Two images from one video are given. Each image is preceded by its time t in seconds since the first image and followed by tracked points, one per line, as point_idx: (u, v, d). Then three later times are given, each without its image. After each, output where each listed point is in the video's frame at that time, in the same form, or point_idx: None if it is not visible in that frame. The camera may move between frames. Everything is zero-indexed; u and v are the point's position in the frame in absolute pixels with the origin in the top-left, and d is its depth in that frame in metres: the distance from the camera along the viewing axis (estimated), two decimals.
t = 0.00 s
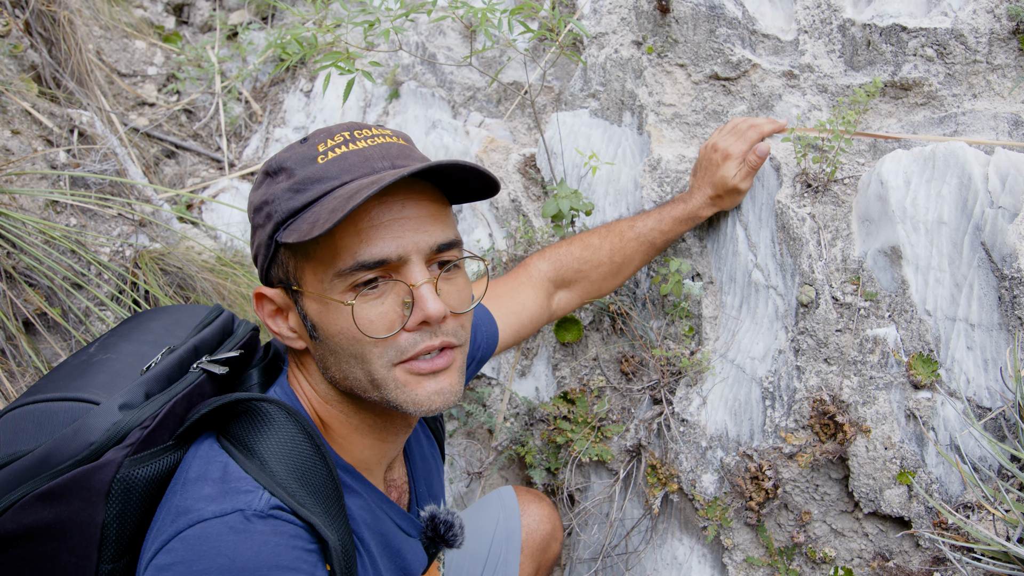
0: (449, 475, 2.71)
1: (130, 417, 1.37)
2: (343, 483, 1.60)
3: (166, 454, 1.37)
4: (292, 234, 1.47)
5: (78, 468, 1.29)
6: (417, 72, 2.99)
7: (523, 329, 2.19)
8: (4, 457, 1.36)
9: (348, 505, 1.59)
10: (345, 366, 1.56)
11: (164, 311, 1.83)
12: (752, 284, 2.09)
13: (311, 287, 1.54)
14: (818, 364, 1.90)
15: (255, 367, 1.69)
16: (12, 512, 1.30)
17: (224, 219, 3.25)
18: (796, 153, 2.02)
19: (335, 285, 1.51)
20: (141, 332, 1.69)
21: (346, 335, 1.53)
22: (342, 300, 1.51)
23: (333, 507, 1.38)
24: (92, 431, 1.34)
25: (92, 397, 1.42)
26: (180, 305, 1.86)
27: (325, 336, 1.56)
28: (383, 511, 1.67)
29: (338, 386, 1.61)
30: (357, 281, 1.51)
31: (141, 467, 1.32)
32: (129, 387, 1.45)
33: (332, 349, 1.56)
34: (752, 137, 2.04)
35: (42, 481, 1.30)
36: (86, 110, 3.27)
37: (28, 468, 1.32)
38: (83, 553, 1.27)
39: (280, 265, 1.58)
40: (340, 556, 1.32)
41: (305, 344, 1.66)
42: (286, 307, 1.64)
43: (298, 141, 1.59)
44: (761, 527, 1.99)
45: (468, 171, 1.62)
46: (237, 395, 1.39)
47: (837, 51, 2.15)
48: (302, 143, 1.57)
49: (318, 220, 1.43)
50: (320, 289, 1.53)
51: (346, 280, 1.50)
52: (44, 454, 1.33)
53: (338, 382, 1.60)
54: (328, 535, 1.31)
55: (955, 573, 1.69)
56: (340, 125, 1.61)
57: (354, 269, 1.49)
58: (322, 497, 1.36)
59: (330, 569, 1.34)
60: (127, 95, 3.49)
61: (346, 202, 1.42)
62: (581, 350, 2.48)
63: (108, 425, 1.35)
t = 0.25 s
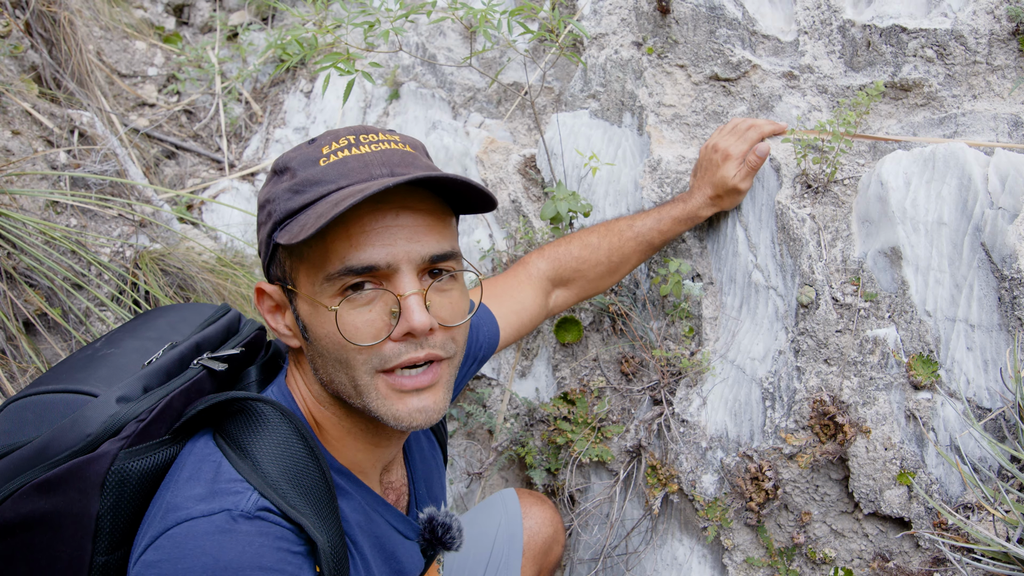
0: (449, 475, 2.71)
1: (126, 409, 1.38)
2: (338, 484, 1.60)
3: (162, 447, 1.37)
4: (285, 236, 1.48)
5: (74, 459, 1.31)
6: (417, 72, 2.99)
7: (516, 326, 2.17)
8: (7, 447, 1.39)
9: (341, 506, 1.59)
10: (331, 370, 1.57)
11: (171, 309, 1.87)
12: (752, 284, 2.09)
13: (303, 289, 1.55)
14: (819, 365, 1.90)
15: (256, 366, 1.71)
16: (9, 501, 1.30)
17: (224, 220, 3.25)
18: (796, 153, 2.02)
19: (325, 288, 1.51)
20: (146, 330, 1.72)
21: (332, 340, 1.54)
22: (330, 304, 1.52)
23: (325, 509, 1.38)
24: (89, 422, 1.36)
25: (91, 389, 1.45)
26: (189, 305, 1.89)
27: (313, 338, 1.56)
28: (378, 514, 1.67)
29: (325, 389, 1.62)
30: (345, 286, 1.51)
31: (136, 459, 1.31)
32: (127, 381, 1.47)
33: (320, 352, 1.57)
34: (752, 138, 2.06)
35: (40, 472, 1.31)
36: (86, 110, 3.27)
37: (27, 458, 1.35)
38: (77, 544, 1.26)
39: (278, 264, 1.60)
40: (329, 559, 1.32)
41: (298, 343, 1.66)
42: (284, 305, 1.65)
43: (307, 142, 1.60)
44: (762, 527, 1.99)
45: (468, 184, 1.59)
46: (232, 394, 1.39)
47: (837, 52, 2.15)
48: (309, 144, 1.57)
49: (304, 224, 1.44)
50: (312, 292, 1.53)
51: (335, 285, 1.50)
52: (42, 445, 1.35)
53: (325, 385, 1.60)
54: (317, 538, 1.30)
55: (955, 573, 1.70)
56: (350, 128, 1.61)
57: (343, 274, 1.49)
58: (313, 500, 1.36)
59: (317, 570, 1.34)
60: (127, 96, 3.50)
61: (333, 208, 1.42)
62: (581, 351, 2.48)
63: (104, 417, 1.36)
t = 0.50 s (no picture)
0: (450, 474, 2.71)
1: (120, 415, 1.37)
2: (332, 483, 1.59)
3: (156, 454, 1.38)
4: (370, 239, 1.35)
5: (67, 467, 1.30)
6: (418, 72, 2.99)
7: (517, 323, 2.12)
8: None
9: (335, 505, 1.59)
10: (395, 370, 1.48)
11: (167, 309, 1.83)
12: (753, 283, 2.08)
13: (367, 290, 1.40)
14: (820, 364, 1.90)
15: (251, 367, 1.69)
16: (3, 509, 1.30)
17: (225, 219, 3.25)
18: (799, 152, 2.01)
19: (399, 288, 1.40)
20: (139, 331, 1.70)
21: (408, 342, 1.44)
22: (405, 305, 1.41)
23: (320, 513, 1.37)
24: (82, 429, 1.34)
25: (83, 395, 1.43)
26: (182, 304, 1.86)
27: (373, 339, 1.44)
28: (375, 512, 1.66)
29: (373, 390, 1.52)
30: (423, 286, 1.42)
31: (129, 465, 1.32)
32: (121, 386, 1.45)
33: (381, 354, 1.46)
34: (754, 136, 2.04)
35: (34, 479, 1.31)
36: (87, 109, 3.27)
37: (21, 464, 1.33)
38: (73, 551, 1.28)
39: (323, 263, 1.38)
40: (324, 564, 1.31)
41: (331, 348, 1.48)
42: (319, 310, 1.44)
43: (334, 138, 1.47)
44: (763, 527, 1.99)
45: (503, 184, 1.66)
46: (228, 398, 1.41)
47: (838, 51, 2.15)
48: (342, 140, 1.44)
49: (440, 225, 1.36)
50: (380, 293, 1.40)
51: (416, 284, 1.40)
52: (35, 452, 1.34)
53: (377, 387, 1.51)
54: (313, 541, 1.30)
55: (956, 572, 1.70)
56: (375, 127, 1.52)
57: (427, 274, 1.40)
58: (307, 503, 1.36)
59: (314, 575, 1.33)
60: (128, 95, 3.50)
61: (458, 208, 1.38)
62: (582, 350, 2.47)
63: (97, 424, 1.35)
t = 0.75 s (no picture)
0: (450, 474, 2.72)
1: (104, 432, 1.37)
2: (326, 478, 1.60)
3: (145, 466, 1.39)
4: (468, 238, 1.50)
5: (54, 487, 1.30)
6: (418, 72, 2.99)
7: (515, 319, 2.18)
8: None
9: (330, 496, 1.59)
10: (445, 354, 1.65)
11: (134, 315, 1.81)
12: (753, 283, 2.08)
13: (437, 286, 1.55)
14: (820, 364, 1.90)
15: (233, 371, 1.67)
16: None
17: (225, 219, 3.26)
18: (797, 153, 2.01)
19: (462, 278, 1.59)
20: (111, 340, 1.68)
21: (461, 325, 1.64)
22: (469, 294, 1.63)
23: (317, 512, 1.39)
24: (65, 448, 1.34)
25: (64, 411, 1.42)
26: (149, 308, 1.84)
27: (442, 328, 1.60)
28: (371, 503, 1.67)
29: (419, 377, 1.65)
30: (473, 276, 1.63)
31: (119, 481, 1.34)
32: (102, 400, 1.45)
33: (439, 341, 1.62)
34: (754, 136, 2.03)
35: (20, 501, 1.30)
36: (87, 110, 3.27)
37: (4, 487, 1.32)
38: (67, 570, 1.29)
39: (402, 268, 1.47)
40: (325, 563, 1.33)
41: (388, 349, 1.56)
42: (385, 313, 1.50)
43: (375, 141, 1.44)
44: (763, 527, 1.99)
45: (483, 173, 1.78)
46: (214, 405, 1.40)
47: (838, 51, 2.16)
48: (387, 143, 1.45)
49: (510, 222, 1.58)
50: (446, 287, 1.56)
51: (468, 275, 1.61)
52: (19, 473, 1.33)
53: (425, 373, 1.65)
54: (311, 541, 1.32)
55: (955, 572, 1.70)
56: (384, 124, 1.51)
57: (476, 264, 1.62)
58: (305, 504, 1.37)
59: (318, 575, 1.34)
60: (128, 95, 3.50)
61: (522, 206, 1.63)
62: (582, 350, 2.47)
63: (81, 442, 1.35)
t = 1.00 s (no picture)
0: (450, 473, 2.71)
1: (104, 432, 1.36)
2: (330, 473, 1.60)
3: (146, 465, 1.39)
4: (458, 232, 1.51)
5: (54, 489, 1.30)
6: (418, 71, 2.99)
7: (516, 315, 2.18)
8: None
9: (335, 491, 1.59)
10: (436, 349, 1.65)
11: (128, 310, 1.80)
12: (754, 282, 2.08)
13: (426, 281, 1.55)
14: (820, 363, 1.90)
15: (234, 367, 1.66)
16: None
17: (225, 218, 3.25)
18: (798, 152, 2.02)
19: (451, 272, 1.59)
20: (106, 337, 1.67)
21: (452, 320, 1.64)
22: (458, 288, 1.62)
23: (324, 508, 1.39)
24: (65, 450, 1.34)
25: (62, 412, 1.42)
26: (143, 304, 1.83)
27: (432, 323, 1.60)
28: (375, 498, 1.67)
29: (411, 373, 1.65)
30: (461, 270, 1.63)
31: (121, 482, 1.34)
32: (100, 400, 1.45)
33: (429, 336, 1.62)
34: (751, 133, 2.03)
35: (19, 504, 1.31)
36: (87, 109, 3.27)
37: (4, 489, 1.32)
38: (69, 571, 1.30)
39: (391, 263, 1.47)
40: (333, 558, 1.33)
41: (378, 344, 1.57)
42: (373, 309, 1.51)
43: (363, 135, 1.44)
44: (763, 526, 1.99)
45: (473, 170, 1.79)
46: (217, 401, 1.40)
47: (839, 50, 2.16)
48: (374, 137, 1.44)
49: (500, 216, 1.58)
50: (435, 282, 1.57)
51: (457, 270, 1.61)
52: (19, 476, 1.33)
53: (416, 369, 1.64)
54: (319, 537, 1.32)
55: (956, 572, 1.70)
56: (371, 118, 1.50)
57: (465, 259, 1.62)
58: (311, 500, 1.37)
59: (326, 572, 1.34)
60: (129, 94, 3.50)
61: (512, 200, 1.64)
62: (582, 349, 2.47)
63: (81, 443, 1.35)
